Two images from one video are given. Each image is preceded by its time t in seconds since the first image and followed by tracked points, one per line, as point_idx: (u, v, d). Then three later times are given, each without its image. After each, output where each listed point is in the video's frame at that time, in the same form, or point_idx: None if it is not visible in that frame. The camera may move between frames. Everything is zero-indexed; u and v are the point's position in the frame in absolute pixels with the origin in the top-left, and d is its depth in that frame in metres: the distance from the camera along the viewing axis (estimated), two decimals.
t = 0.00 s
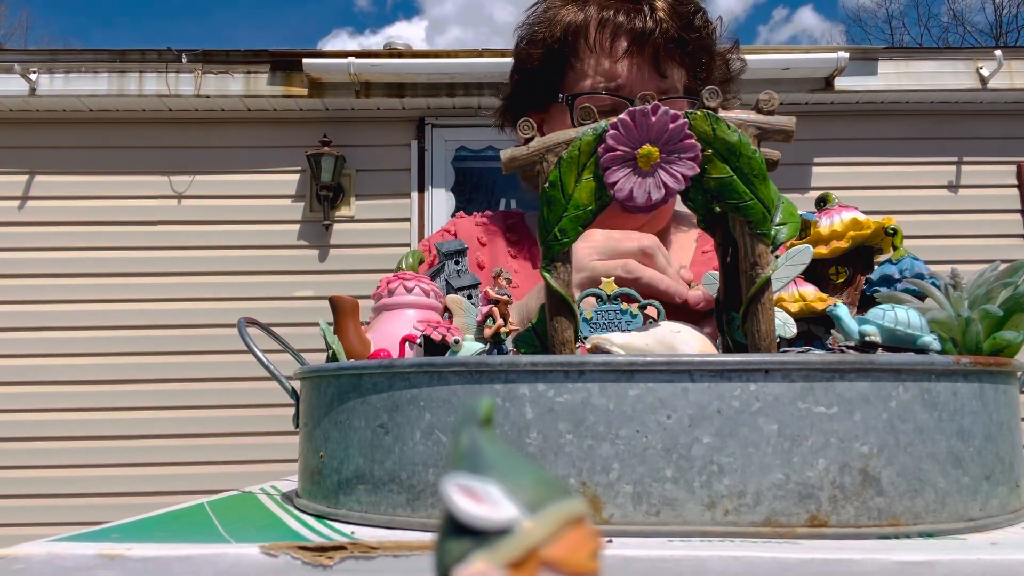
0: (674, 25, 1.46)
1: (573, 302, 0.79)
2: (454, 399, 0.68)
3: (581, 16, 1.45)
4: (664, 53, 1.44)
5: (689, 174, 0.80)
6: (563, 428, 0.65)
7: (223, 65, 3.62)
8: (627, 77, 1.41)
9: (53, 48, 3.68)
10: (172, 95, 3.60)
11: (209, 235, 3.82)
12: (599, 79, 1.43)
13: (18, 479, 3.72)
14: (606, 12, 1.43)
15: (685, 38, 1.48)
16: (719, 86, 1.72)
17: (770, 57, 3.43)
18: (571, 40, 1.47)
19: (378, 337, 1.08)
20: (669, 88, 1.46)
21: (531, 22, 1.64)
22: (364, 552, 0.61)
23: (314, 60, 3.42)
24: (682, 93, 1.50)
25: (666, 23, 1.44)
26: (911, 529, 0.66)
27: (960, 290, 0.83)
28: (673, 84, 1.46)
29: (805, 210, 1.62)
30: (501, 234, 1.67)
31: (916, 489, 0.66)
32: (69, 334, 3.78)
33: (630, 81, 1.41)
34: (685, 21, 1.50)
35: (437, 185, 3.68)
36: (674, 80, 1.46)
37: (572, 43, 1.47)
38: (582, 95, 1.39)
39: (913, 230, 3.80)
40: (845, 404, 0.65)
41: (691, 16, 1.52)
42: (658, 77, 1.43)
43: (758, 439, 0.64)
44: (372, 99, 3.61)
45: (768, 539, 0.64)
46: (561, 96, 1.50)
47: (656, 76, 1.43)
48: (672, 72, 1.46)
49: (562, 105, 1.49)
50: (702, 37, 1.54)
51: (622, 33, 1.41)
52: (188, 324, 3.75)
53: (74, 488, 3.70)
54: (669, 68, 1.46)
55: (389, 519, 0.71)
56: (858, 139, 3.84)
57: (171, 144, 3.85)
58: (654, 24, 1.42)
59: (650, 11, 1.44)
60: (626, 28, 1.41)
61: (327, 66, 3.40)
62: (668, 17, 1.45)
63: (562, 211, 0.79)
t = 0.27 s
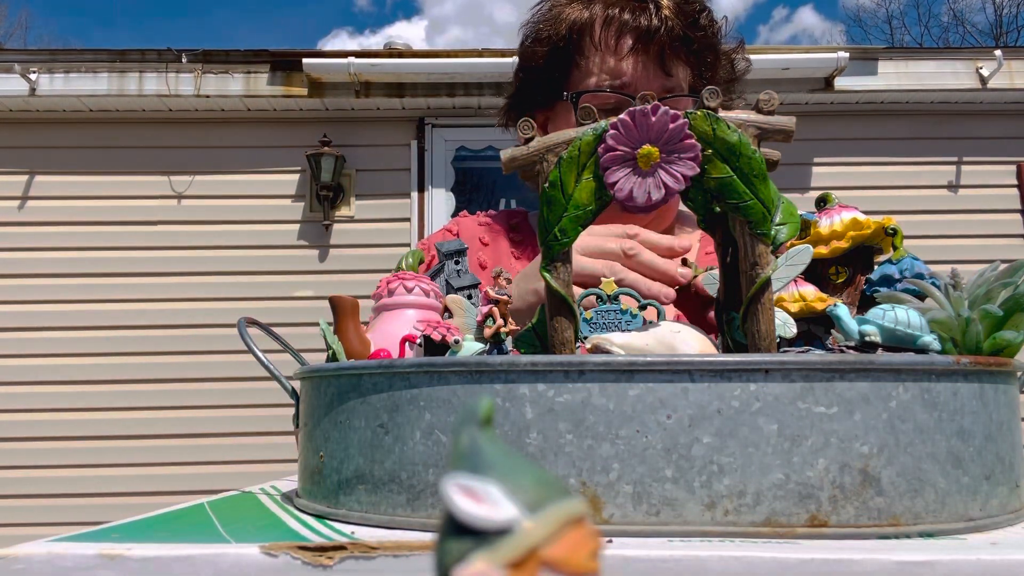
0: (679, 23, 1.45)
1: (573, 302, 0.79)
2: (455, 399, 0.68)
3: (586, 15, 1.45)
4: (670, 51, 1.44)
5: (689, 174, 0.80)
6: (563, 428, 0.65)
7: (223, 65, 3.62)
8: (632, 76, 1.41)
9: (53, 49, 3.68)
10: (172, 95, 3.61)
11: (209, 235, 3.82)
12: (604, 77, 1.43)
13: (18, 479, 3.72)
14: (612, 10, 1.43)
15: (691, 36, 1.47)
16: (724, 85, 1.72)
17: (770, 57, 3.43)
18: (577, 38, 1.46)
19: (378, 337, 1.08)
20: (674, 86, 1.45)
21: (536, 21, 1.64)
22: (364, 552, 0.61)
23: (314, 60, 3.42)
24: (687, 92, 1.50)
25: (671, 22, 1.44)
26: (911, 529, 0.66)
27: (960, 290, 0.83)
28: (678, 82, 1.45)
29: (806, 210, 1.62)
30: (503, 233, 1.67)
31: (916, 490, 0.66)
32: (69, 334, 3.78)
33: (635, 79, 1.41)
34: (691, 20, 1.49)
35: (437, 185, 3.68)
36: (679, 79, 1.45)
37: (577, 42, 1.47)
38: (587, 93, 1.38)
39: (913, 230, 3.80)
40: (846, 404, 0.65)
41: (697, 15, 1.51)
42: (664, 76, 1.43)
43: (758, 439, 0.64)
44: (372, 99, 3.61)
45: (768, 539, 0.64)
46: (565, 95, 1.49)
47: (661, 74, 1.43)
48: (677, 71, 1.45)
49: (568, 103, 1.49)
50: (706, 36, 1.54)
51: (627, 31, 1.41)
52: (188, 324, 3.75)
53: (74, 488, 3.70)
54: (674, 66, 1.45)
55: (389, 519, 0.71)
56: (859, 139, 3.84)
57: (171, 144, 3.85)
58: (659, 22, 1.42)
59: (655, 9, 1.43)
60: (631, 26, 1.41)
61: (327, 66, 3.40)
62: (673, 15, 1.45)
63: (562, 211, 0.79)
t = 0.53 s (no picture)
0: (675, 23, 1.45)
1: (573, 302, 0.79)
2: (455, 399, 0.68)
3: (582, 16, 1.45)
4: (665, 51, 1.44)
5: (689, 174, 0.80)
6: (563, 428, 0.65)
7: (223, 65, 3.62)
8: (628, 76, 1.41)
9: (54, 49, 3.68)
10: (172, 95, 3.61)
11: (209, 235, 3.82)
12: (600, 78, 1.43)
13: (19, 479, 3.72)
14: (607, 11, 1.43)
15: (687, 36, 1.47)
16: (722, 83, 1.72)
17: (770, 57, 3.43)
18: (573, 39, 1.46)
19: (378, 337, 1.08)
20: (670, 87, 1.45)
21: (533, 21, 1.64)
22: (364, 553, 0.61)
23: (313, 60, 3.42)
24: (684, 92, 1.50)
25: (667, 21, 1.44)
26: (911, 529, 0.66)
27: (960, 290, 0.83)
28: (675, 82, 1.45)
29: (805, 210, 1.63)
30: (501, 234, 1.67)
31: (916, 490, 0.67)
32: (69, 334, 3.78)
33: (631, 80, 1.41)
34: (686, 19, 1.49)
35: (437, 185, 3.68)
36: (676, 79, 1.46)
37: (573, 43, 1.47)
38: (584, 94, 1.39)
39: (913, 230, 3.80)
40: (845, 404, 0.65)
41: (693, 14, 1.51)
42: (660, 76, 1.43)
43: (758, 439, 0.64)
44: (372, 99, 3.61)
45: (767, 539, 0.64)
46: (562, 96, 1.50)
47: (658, 75, 1.43)
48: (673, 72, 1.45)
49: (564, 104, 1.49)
50: (703, 36, 1.54)
51: (623, 32, 1.41)
52: (188, 324, 3.75)
53: (74, 488, 3.70)
54: (670, 67, 1.45)
55: (389, 519, 0.71)
56: (859, 139, 3.84)
57: (171, 144, 3.85)
58: (655, 22, 1.42)
59: (650, 9, 1.43)
60: (627, 26, 1.41)
61: (327, 66, 3.40)
62: (669, 15, 1.45)
63: (562, 211, 0.79)
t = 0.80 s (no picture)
0: (670, 20, 1.45)
1: (573, 302, 0.79)
2: (455, 399, 0.68)
3: (578, 14, 1.45)
4: (661, 48, 1.43)
5: (689, 174, 0.80)
6: (563, 428, 0.65)
7: (223, 65, 3.62)
8: (623, 74, 1.41)
9: (53, 49, 3.68)
10: (172, 95, 3.61)
11: (209, 235, 3.83)
12: (596, 76, 1.43)
13: (18, 479, 3.73)
14: (602, 8, 1.43)
15: (683, 33, 1.47)
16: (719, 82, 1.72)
17: (770, 57, 3.43)
18: (568, 38, 1.47)
19: (378, 337, 1.08)
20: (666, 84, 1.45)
21: (529, 20, 1.64)
22: (364, 553, 0.61)
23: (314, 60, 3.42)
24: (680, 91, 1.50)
25: (662, 19, 1.43)
26: (911, 529, 0.66)
27: (960, 290, 0.83)
28: (670, 80, 1.45)
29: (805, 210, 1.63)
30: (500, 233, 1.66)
31: (916, 489, 0.67)
32: (69, 334, 3.79)
33: (626, 77, 1.41)
34: (682, 17, 1.49)
35: (438, 185, 3.68)
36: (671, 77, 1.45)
37: (569, 41, 1.48)
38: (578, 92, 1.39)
39: (913, 230, 3.80)
40: (845, 404, 0.65)
41: (689, 12, 1.51)
42: (655, 74, 1.43)
43: (758, 439, 0.64)
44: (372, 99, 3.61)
45: (768, 539, 0.64)
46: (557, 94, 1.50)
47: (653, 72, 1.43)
48: (668, 69, 1.45)
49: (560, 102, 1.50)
50: (699, 33, 1.53)
51: (618, 29, 1.41)
52: (188, 324, 3.75)
53: (74, 488, 3.70)
54: (666, 64, 1.45)
55: (389, 519, 0.71)
56: (859, 139, 3.84)
57: (171, 144, 3.85)
58: (650, 19, 1.41)
59: (645, 6, 1.43)
60: (622, 24, 1.41)
61: (327, 66, 3.40)
62: (664, 12, 1.44)
63: (562, 211, 0.79)
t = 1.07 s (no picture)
0: (660, 15, 1.43)
1: (573, 302, 0.79)
2: (455, 399, 0.68)
3: (566, 11, 1.46)
4: (650, 43, 1.41)
5: (689, 174, 0.80)
6: (563, 428, 0.65)
7: (223, 65, 3.62)
8: (614, 70, 1.40)
9: (53, 49, 3.68)
10: (172, 95, 3.61)
11: (208, 235, 3.83)
12: (586, 72, 1.43)
13: (18, 479, 3.73)
14: (591, 4, 1.43)
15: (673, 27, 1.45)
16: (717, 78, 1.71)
17: (770, 57, 3.43)
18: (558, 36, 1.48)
19: (378, 337, 1.08)
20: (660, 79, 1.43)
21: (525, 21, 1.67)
22: (364, 552, 0.61)
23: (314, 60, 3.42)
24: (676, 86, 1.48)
25: (650, 13, 1.42)
26: (911, 529, 0.66)
27: (960, 290, 0.83)
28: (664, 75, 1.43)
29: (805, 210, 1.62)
30: (498, 233, 1.66)
31: (916, 489, 0.66)
32: (69, 334, 3.79)
33: (616, 72, 1.40)
34: (673, 11, 1.47)
35: (437, 185, 3.68)
36: (665, 71, 1.43)
37: (559, 39, 1.49)
38: (567, 89, 1.40)
39: (913, 230, 3.80)
40: (845, 404, 0.65)
41: (681, 7, 1.49)
42: (645, 69, 1.41)
43: (758, 439, 0.64)
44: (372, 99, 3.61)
45: (767, 539, 0.64)
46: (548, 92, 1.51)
47: (644, 66, 1.41)
48: (661, 63, 1.43)
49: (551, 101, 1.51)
50: (692, 27, 1.52)
51: (605, 25, 1.40)
52: (188, 324, 3.75)
53: (74, 488, 3.70)
54: (657, 59, 1.43)
55: (389, 519, 0.71)
56: (859, 139, 3.84)
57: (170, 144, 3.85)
58: (637, 14, 1.40)
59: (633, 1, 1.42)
60: (609, 19, 1.40)
61: (327, 66, 3.40)
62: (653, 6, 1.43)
63: (562, 211, 0.79)
